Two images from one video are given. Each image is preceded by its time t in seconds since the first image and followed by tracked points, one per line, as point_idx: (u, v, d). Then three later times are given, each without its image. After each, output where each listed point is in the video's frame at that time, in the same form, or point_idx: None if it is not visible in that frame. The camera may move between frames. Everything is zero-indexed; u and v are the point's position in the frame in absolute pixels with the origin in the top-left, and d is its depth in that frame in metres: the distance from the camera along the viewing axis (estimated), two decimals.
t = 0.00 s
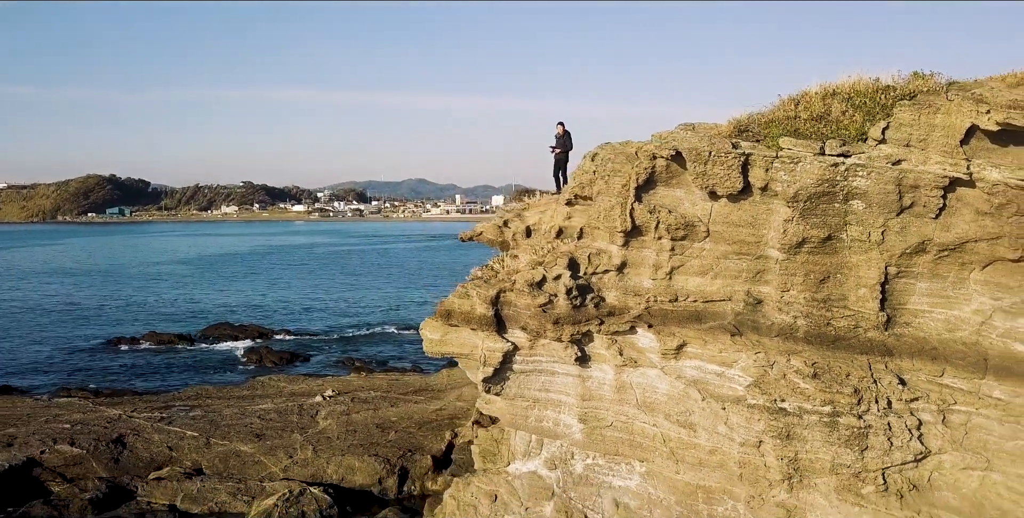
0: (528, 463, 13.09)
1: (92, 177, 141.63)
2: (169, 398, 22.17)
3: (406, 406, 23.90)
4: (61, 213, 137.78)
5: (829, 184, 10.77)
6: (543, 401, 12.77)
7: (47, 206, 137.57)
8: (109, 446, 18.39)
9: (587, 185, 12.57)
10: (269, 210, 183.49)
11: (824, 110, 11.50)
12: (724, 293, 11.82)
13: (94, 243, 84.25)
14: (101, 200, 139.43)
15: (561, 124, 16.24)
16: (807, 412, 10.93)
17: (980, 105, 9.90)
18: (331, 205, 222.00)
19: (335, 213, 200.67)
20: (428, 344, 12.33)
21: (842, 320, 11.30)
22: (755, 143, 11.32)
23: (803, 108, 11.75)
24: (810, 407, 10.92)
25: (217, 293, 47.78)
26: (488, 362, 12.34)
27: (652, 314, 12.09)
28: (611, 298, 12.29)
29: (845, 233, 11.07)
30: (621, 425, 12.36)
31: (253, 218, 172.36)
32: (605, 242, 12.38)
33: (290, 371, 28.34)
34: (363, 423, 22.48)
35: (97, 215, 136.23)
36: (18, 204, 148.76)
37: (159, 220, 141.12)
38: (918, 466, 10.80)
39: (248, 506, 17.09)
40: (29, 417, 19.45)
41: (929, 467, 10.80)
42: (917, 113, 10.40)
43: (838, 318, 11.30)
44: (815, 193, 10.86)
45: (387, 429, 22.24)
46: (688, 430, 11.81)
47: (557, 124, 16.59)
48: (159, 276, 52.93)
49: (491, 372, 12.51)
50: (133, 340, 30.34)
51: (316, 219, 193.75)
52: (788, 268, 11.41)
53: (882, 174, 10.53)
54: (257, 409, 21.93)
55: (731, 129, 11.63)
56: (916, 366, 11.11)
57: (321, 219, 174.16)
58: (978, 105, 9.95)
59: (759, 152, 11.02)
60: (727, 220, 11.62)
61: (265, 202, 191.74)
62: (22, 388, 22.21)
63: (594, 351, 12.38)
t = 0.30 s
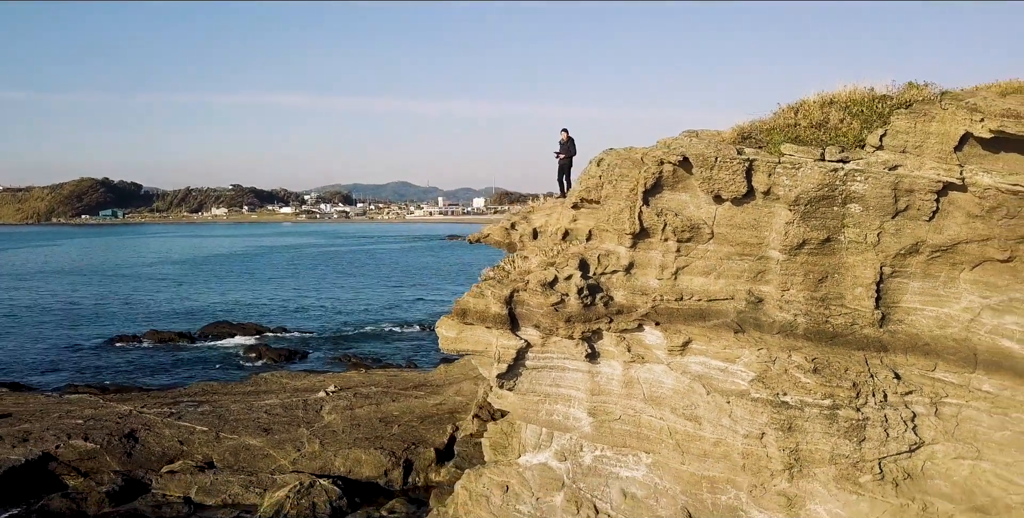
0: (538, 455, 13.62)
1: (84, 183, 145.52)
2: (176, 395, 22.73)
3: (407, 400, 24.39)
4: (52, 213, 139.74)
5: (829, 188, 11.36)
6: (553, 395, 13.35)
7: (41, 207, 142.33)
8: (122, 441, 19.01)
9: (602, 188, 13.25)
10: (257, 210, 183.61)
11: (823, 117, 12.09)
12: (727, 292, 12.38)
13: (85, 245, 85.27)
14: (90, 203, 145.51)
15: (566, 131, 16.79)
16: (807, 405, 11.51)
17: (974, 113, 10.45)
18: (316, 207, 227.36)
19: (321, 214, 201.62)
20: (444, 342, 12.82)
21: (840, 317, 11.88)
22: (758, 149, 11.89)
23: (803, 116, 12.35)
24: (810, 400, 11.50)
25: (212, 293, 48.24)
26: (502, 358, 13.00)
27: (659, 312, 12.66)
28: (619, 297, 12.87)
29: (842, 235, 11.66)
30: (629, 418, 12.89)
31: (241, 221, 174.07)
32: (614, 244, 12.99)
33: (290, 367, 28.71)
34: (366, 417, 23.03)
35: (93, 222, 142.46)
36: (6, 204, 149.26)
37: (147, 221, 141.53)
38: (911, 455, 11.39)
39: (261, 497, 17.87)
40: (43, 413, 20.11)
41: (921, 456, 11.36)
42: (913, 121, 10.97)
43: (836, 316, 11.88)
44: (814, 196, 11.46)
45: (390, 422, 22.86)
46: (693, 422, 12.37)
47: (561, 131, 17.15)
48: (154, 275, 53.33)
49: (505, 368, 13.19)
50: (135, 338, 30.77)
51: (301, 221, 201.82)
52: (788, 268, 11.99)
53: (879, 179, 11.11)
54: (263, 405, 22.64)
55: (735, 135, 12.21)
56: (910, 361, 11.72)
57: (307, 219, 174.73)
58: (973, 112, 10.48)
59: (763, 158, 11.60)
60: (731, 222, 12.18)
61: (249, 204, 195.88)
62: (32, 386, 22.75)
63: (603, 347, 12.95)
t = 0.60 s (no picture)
0: (551, 447, 14.28)
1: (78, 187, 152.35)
2: (187, 391, 23.50)
3: (410, 395, 24.91)
4: (51, 216, 151.27)
5: (831, 193, 11.97)
6: (564, 391, 14.06)
7: (39, 210, 148.62)
8: (138, 435, 19.98)
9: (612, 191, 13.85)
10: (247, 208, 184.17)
11: (824, 126, 12.74)
12: (732, 292, 13.02)
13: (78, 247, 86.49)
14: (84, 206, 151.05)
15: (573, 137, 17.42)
16: (810, 399, 12.16)
17: (970, 123, 10.97)
18: (304, 207, 229.57)
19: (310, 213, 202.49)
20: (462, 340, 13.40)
21: (840, 315, 12.49)
22: (763, 156, 12.52)
23: (804, 125, 12.99)
24: (813, 394, 12.15)
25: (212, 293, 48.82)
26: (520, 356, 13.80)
27: (667, 311, 13.33)
28: (630, 297, 13.56)
29: (842, 237, 12.28)
30: (639, 412, 13.51)
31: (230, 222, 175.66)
32: (625, 246, 13.72)
33: (291, 363, 29.21)
34: (372, 411, 23.58)
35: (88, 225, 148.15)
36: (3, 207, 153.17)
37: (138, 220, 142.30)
38: (908, 446, 11.95)
39: (276, 489, 18.53)
40: (61, 410, 21.25)
41: (917, 447, 11.91)
42: (911, 130, 11.57)
43: (837, 314, 12.51)
44: (817, 200, 12.07)
45: (395, 416, 23.41)
46: (701, 416, 13.00)
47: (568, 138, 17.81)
48: (153, 275, 54.13)
49: (522, 365, 13.99)
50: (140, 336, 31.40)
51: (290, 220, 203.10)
52: (790, 269, 12.63)
53: (878, 184, 11.73)
54: (272, 400, 23.08)
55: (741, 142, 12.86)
56: (905, 357, 12.29)
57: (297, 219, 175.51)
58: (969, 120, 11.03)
59: (768, 164, 12.24)
60: (737, 225, 12.81)
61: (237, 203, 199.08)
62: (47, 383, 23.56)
63: (615, 344, 13.60)
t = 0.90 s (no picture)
0: (567, 440, 14.99)
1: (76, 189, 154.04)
2: (205, 386, 24.57)
3: (419, 390, 25.51)
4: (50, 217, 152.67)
5: (837, 198, 12.61)
6: (581, 387, 14.86)
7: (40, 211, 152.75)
8: (160, 429, 20.76)
9: (627, 195, 14.58)
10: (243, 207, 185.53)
11: (829, 135, 13.38)
12: (741, 292, 13.74)
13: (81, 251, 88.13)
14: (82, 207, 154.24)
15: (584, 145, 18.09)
16: (817, 393, 12.83)
17: (971, 131, 11.45)
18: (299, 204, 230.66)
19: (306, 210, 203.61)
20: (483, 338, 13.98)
21: (844, 314, 13.15)
22: (773, 163, 13.18)
23: (811, 133, 13.65)
24: (820, 389, 12.82)
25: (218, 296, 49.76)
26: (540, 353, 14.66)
27: (680, 310, 14.07)
28: (644, 297, 14.38)
29: (847, 240, 12.91)
30: (653, 406, 14.22)
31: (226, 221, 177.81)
32: (639, 249, 14.54)
33: (298, 360, 29.72)
34: (384, 405, 24.24)
35: (89, 225, 150.71)
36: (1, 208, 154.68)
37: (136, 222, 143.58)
38: (909, 438, 12.55)
39: (297, 481, 19.41)
40: (84, 405, 22.31)
41: (917, 439, 12.51)
42: (913, 138, 12.16)
43: (841, 313, 13.17)
44: (823, 205, 12.70)
45: (407, 411, 24.07)
46: (712, 410, 13.70)
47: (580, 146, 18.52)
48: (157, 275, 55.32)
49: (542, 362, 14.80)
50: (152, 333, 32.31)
51: (284, 218, 204.75)
52: (797, 270, 13.31)
53: (881, 190, 12.34)
54: (287, 396, 24.05)
55: (751, 150, 13.55)
56: (907, 353, 12.87)
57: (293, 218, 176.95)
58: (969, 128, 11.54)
59: (778, 171, 12.85)
60: (746, 228, 13.46)
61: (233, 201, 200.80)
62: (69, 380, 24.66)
63: (630, 342, 14.37)
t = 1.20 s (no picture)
0: (585, 433, 15.77)
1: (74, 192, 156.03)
2: (222, 381, 25.76)
3: (429, 384, 26.15)
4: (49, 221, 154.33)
5: (844, 203, 13.31)
6: (599, 382, 15.81)
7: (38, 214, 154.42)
8: (183, 424, 21.59)
9: (643, 200, 15.50)
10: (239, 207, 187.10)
11: (835, 143, 14.10)
12: (751, 292, 14.54)
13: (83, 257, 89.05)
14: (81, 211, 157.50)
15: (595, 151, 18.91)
16: (825, 387, 13.63)
17: (972, 141, 12.11)
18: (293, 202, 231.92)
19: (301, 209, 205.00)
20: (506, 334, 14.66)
21: (848, 312, 13.88)
22: (783, 170, 13.89)
23: (817, 141, 14.40)
24: (829, 383, 13.61)
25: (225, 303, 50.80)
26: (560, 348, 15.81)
27: (693, 308, 14.99)
28: (660, 297, 15.31)
29: (852, 243, 13.61)
30: (668, 400, 15.05)
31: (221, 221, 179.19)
32: (655, 251, 15.52)
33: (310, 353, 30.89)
34: (397, 399, 24.96)
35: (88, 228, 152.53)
36: None
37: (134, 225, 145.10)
38: (910, 429, 13.21)
39: (318, 472, 20.09)
40: (108, 400, 23.21)
41: (919, 430, 13.15)
42: (917, 146, 12.80)
43: (847, 312, 13.89)
44: (830, 209, 13.41)
45: (419, 404, 24.78)
46: (724, 403, 14.50)
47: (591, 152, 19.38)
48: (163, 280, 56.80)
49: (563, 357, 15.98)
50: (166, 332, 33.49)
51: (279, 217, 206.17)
52: (804, 271, 14.05)
53: (886, 195, 13.03)
54: (303, 391, 24.81)
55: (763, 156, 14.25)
56: (908, 350, 13.53)
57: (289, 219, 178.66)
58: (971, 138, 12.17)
59: (789, 177, 13.61)
60: (757, 231, 14.22)
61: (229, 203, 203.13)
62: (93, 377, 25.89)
63: (646, 339, 15.35)
